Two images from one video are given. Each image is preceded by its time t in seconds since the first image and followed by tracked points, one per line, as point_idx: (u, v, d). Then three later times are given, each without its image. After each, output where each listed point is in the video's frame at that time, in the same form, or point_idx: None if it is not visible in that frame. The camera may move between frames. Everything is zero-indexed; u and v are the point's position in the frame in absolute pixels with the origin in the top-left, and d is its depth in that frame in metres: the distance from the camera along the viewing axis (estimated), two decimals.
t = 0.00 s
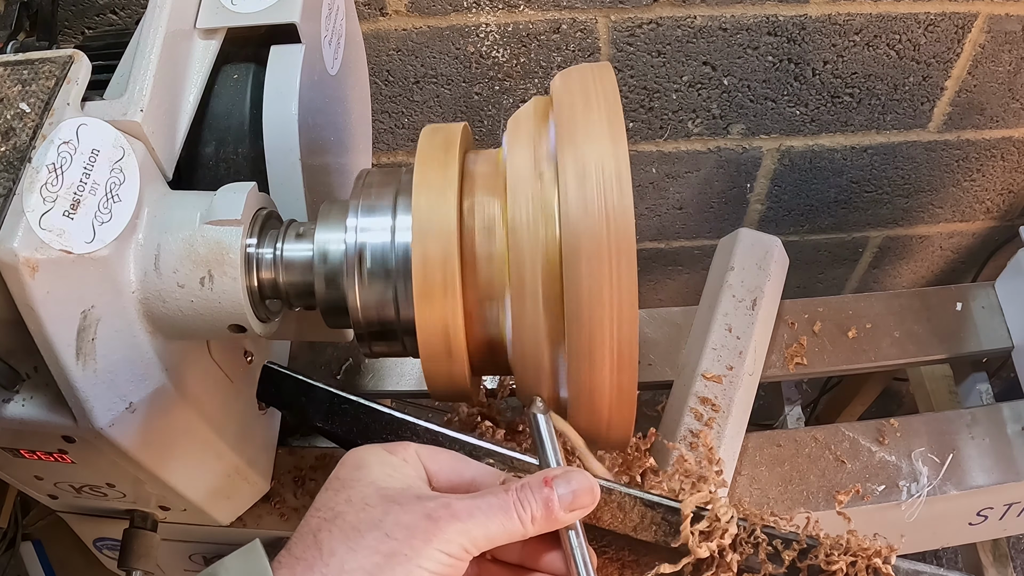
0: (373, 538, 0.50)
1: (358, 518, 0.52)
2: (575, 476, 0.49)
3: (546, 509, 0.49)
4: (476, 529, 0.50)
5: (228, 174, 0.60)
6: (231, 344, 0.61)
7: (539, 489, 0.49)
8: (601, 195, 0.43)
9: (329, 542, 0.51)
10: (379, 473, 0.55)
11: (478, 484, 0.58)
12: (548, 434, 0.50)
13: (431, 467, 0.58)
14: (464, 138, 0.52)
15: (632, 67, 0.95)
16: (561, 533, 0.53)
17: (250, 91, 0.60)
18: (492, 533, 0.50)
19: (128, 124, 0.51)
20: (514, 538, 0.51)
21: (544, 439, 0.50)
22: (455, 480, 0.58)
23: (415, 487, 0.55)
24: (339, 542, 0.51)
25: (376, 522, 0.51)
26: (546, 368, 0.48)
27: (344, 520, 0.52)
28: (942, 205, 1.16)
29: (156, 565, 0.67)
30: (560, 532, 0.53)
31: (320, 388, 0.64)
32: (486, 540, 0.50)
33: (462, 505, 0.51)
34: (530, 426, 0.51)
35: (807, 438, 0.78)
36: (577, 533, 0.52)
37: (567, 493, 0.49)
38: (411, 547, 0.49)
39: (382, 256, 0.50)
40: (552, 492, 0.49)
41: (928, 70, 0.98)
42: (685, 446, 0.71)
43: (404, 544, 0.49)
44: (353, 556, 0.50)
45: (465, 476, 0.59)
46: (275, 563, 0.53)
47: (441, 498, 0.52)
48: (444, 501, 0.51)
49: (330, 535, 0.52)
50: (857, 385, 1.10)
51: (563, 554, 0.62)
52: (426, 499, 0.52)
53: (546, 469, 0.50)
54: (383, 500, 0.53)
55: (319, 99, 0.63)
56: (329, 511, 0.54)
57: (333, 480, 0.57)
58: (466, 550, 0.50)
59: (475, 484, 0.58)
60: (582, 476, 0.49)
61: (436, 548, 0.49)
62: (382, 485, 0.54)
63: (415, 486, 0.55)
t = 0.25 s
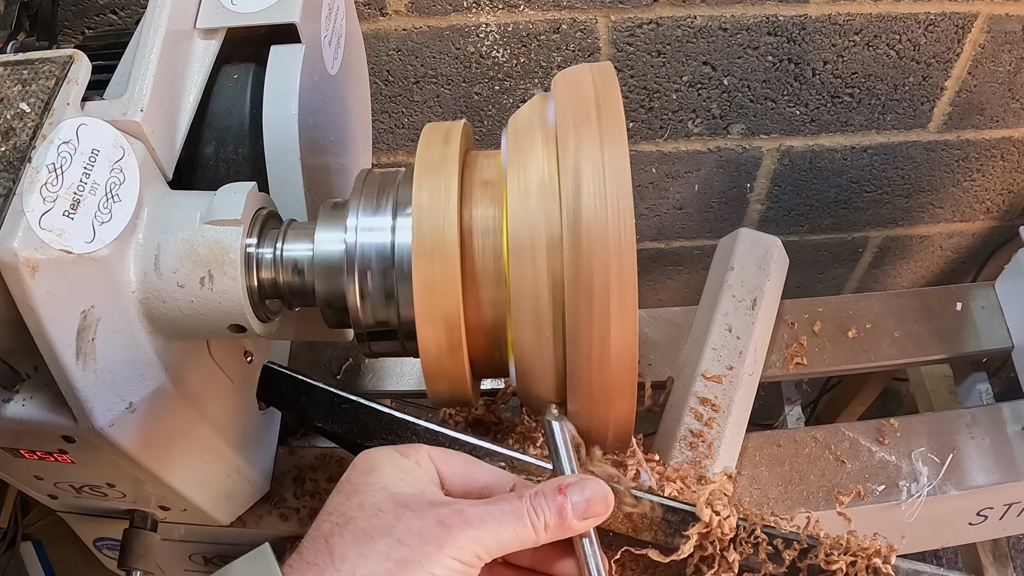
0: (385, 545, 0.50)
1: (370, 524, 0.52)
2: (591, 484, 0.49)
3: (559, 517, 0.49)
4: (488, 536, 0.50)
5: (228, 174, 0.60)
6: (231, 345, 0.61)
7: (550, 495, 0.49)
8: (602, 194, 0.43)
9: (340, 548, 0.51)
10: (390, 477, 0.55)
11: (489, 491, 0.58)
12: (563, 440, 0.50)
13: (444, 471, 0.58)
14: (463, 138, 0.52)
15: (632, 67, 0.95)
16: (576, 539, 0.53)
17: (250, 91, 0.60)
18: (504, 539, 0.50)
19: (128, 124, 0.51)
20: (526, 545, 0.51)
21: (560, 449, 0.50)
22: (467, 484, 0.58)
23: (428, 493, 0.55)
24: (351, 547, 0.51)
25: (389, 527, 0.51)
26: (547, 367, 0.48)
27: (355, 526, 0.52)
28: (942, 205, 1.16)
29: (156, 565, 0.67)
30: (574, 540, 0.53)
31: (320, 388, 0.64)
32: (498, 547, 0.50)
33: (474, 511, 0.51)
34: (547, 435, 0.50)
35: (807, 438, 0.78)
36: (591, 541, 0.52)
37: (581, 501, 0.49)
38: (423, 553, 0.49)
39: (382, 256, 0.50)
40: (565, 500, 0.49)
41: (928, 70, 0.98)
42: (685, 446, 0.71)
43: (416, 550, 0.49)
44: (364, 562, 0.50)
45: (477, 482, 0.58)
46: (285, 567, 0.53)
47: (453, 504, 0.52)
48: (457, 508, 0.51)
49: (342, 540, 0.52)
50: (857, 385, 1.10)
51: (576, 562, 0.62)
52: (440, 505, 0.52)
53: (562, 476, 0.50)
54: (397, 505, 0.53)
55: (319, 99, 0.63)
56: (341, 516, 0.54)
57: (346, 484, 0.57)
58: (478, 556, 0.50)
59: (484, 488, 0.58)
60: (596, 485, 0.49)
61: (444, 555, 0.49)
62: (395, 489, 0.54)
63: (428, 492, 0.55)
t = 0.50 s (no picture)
0: (389, 549, 0.50)
1: (375, 527, 0.52)
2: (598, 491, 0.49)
3: (564, 525, 0.48)
4: (493, 542, 0.49)
5: (228, 174, 0.60)
6: (231, 345, 0.61)
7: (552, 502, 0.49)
8: (601, 195, 0.43)
9: (345, 552, 0.51)
10: (395, 480, 0.55)
11: (494, 494, 0.57)
12: (570, 447, 0.50)
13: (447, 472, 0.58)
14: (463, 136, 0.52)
15: (632, 67, 0.95)
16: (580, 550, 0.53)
17: (250, 91, 0.60)
18: (508, 546, 0.50)
19: (128, 124, 0.51)
20: (529, 552, 0.51)
21: (566, 454, 0.50)
22: (469, 487, 0.58)
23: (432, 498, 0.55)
24: (356, 551, 0.51)
25: (394, 532, 0.51)
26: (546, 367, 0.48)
27: (360, 529, 0.52)
28: (942, 205, 1.16)
29: (155, 565, 0.67)
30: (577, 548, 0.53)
31: (320, 388, 0.64)
32: (501, 553, 0.50)
33: (479, 517, 0.50)
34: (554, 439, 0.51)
35: (807, 438, 0.78)
36: (594, 549, 0.52)
37: (587, 509, 0.48)
38: (427, 559, 0.49)
39: (382, 256, 0.50)
40: (571, 508, 0.48)
41: (928, 70, 0.98)
42: (685, 447, 0.71)
43: (420, 555, 0.49)
44: (368, 567, 0.50)
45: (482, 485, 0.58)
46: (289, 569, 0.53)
47: (458, 508, 0.52)
48: (462, 513, 0.51)
49: (346, 543, 0.52)
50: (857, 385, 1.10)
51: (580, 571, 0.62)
52: (444, 510, 0.52)
53: (567, 484, 0.50)
54: (401, 510, 0.53)
55: (319, 99, 0.63)
56: (346, 519, 0.54)
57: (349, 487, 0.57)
58: (482, 562, 0.50)
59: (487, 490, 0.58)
60: (602, 494, 0.49)
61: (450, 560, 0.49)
62: (400, 493, 0.54)
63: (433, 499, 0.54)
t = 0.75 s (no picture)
0: (393, 551, 0.50)
1: (378, 528, 0.52)
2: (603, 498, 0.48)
3: (569, 530, 0.48)
4: (497, 545, 0.49)
5: (228, 174, 0.60)
6: (231, 345, 0.61)
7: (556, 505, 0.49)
8: (600, 196, 0.43)
9: (349, 553, 0.51)
10: (398, 480, 0.55)
11: (495, 494, 0.58)
12: (574, 452, 0.49)
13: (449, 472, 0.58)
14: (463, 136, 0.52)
15: (632, 67, 0.95)
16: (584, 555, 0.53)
17: (250, 91, 0.60)
18: (512, 550, 0.49)
19: (128, 124, 0.51)
20: (533, 556, 0.50)
21: (571, 459, 0.49)
22: (470, 486, 0.58)
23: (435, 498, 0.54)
24: (360, 553, 0.51)
25: (397, 533, 0.51)
26: (545, 368, 0.48)
27: (364, 530, 0.52)
28: (942, 205, 1.16)
29: (155, 564, 0.67)
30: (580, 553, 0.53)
31: (321, 389, 0.64)
32: (505, 557, 0.50)
33: (484, 519, 0.50)
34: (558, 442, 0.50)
35: (807, 438, 0.78)
36: (597, 555, 0.52)
37: (592, 516, 0.48)
38: (431, 561, 0.49)
39: (382, 256, 0.50)
40: (576, 513, 0.48)
41: (928, 70, 0.98)
42: (686, 447, 0.71)
43: (423, 557, 0.49)
44: (372, 569, 0.50)
45: (483, 484, 0.58)
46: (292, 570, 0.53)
47: (462, 510, 0.52)
48: (466, 514, 0.51)
49: (350, 544, 0.52)
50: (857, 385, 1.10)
51: None
52: (449, 511, 0.52)
53: (573, 489, 0.50)
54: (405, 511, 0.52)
55: (319, 99, 0.63)
56: (348, 520, 0.54)
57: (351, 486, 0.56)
58: (485, 564, 0.50)
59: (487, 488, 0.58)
60: (607, 501, 0.49)
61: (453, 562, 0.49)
62: (403, 494, 0.54)
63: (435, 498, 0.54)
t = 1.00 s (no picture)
0: (400, 556, 0.50)
1: (385, 533, 0.52)
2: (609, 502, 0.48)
3: (575, 534, 0.48)
4: (502, 549, 0.49)
5: (228, 174, 0.60)
6: (231, 345, 0.61)
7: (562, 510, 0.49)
8: (600, 195, 0.43)
9: (355, 560, 0.51)
10: (402, 484, 0.55)
11: (499, 494, 0.58)
12: (578, 456, 0.50)
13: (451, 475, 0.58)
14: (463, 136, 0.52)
15: (632, 67, 0.95)
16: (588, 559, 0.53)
17: (250, 91, 0.60)
18: (518, 554, 0.49)
19: (128, 124, 0.51)
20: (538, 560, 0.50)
21: (575, 462, 0.50)
22: (474, 489, 0.58)
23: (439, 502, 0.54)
24: (366, 559, 0.51)
25: (404, 538, 0.51)
26: (545, 367, 0.48)
27: (370, 535, 0.52)
28: (942, 205, 1.16)
29: (155, 564, 0.67)
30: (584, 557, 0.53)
31: (321, 388, 0.64)
32: (511, 561, 0.49)
33: (490, 523, 0.50)
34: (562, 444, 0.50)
35: (807, 437, 0.78)
36: (602, 559, 0.52)
37: (598, 520, 0.48)
38: (438, 566, 0.48)
39: (382, 255, 0.50)
40: (582, 517, 0.48)
41: (928, 70, 0.98)
42: (686, 447, 0.71)
43: (431, 563, 0.48)
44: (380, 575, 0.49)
45: (486, 485, 0.58)
46: None
47: (469, 515, 0.51)
48: (473, 519, 0.50)
49: (357, 552, 0.51)
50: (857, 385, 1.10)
51: None
52: (454, 515, 0.51)
53: (578, 493, 0.50)
54: (411, 515, 0.52)
55: (319, 99, 0.63)
56: (354, 526, 0.54)
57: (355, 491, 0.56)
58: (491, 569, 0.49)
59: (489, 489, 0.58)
60: (613, 505, 0.48)
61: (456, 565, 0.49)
62: (408, 498, 0.54)
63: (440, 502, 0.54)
